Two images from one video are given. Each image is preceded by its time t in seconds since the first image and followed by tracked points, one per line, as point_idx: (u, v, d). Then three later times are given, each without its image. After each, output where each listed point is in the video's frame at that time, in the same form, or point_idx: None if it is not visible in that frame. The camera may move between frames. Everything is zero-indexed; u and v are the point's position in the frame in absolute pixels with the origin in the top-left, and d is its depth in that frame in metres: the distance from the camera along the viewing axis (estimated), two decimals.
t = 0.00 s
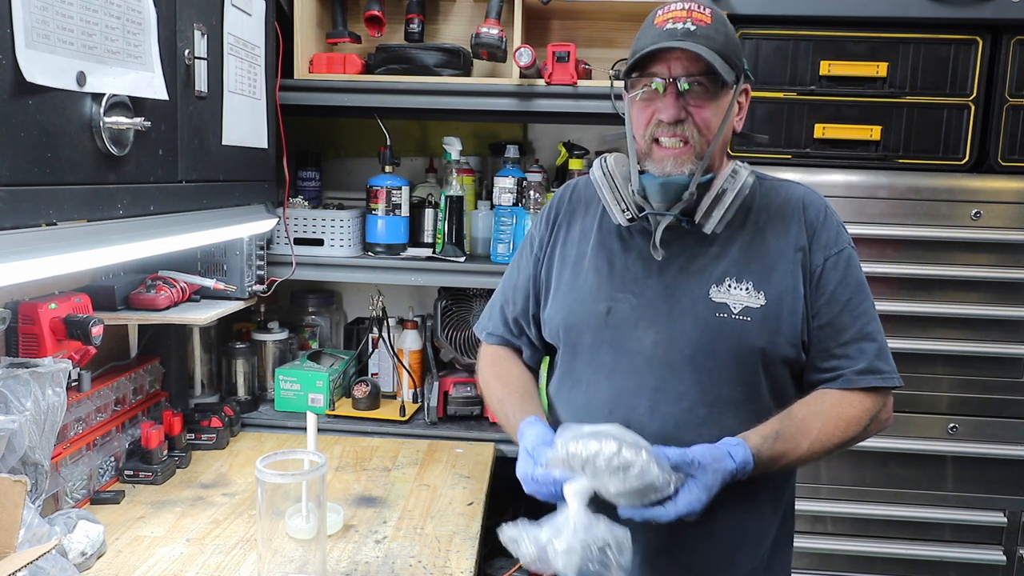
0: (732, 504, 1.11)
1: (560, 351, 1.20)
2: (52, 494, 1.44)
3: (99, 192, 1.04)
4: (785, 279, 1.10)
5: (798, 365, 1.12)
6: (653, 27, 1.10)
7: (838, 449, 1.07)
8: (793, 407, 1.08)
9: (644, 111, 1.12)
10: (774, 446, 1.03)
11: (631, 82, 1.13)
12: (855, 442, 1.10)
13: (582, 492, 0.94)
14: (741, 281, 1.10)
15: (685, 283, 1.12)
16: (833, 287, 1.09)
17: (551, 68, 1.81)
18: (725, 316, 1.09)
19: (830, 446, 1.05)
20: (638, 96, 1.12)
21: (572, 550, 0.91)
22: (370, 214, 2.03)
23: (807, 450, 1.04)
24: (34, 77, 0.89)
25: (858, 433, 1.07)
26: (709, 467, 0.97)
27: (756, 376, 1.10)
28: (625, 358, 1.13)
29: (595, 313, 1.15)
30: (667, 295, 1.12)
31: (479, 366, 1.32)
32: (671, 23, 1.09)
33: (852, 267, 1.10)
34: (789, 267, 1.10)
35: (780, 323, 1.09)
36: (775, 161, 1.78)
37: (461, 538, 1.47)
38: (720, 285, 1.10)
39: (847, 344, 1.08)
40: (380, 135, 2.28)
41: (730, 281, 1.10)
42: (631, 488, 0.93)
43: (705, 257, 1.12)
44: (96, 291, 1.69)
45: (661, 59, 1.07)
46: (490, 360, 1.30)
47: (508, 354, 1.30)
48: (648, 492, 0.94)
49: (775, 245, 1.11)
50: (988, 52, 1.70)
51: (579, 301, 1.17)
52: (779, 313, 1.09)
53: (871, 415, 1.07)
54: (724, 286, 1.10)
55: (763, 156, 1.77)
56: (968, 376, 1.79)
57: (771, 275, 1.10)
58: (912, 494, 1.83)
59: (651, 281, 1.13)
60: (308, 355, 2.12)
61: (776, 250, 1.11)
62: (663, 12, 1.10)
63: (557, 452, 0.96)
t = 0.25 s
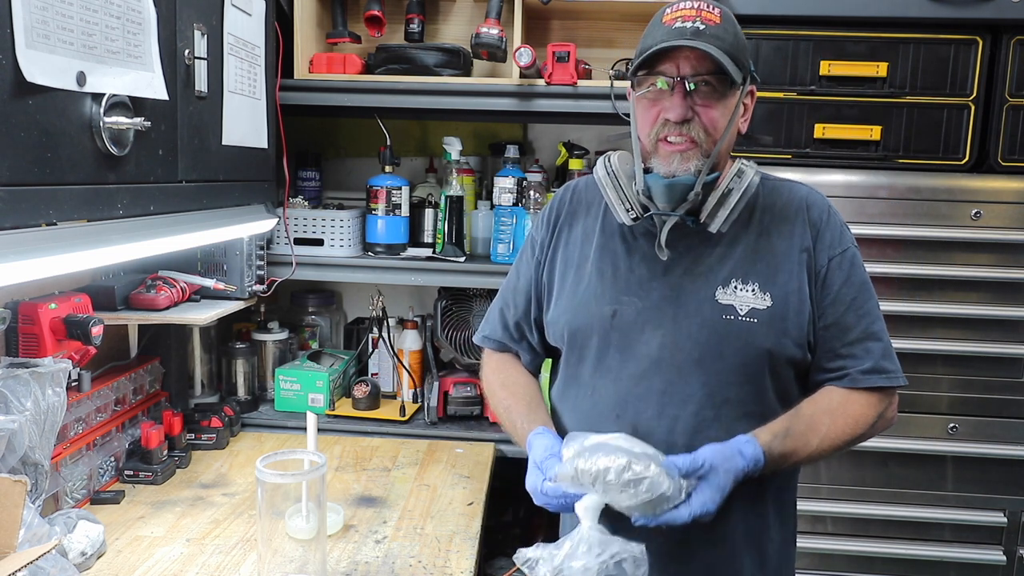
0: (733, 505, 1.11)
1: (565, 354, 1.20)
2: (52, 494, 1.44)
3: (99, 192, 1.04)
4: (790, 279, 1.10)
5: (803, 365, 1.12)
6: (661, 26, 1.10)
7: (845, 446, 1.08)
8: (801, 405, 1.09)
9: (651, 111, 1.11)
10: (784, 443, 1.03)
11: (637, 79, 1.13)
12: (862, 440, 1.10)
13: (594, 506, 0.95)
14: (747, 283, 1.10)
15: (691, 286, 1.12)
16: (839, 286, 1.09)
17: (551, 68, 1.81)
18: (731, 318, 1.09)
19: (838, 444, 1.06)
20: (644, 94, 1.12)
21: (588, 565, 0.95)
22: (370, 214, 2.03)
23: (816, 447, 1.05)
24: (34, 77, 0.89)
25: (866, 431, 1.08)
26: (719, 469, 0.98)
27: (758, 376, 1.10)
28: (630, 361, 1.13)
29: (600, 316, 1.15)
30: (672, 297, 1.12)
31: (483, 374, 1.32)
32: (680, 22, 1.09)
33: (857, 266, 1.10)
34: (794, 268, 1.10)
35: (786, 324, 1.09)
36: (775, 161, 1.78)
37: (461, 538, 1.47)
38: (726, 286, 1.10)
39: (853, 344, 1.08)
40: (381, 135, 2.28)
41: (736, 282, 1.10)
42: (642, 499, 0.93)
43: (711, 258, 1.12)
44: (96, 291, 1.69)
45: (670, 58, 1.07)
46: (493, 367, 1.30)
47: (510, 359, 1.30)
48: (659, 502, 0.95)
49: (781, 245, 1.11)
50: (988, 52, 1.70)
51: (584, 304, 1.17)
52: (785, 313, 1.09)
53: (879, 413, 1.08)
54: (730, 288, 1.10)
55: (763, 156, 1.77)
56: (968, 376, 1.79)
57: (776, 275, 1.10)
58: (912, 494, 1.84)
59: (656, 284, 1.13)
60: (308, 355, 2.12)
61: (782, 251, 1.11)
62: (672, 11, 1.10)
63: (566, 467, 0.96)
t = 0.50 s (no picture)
0: (735, 505, 1.11)
1: (568, 354, 1.20)
2: (52, 494, 1.44)
3: (99, 192, 1.04)
4: (795, 280, 1.10)
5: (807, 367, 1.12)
6: (665, 26, 1.10)
7: (851, 447, 1.08)
8: (806, 405, 1.09)
9: (656, 113, 1.12)
10: (790, 441, 1.03)
11: (641, 80, 1.13)
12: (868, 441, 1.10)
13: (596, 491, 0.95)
14: (751, 283, 1.10)
15: (695, 286, 1.11)
16: (843, 288, 1.09)
17: (551, 68, 1.81)
18: (735, 318, 1.09)
19: (845, 443, 1.06)
20: (649, 96, 1.12)
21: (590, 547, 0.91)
22: (370, 215, 2.03)
23: (823, 446, 1.05)
24: (34, 77, 0.89)
25: (872, 431, 1.08)
26: (722, 462, 0.98)
27: (759, 377, 1.10)
28: (633, 361, 1.13)
29: (603, 316, 1.15)
30: (676, 297, 1.12)
31: (486, 372, 1.32)
32: (683, 21, 1.09)
33: (862, 267, 1.10)
34: (799, 268, 1.10)
35: (790, 325, 1.09)
36: (775, 161, 1.78)
37: (461, 538, 1.47)
38: (730, 287, 1.10)
39: (858, 345, 1.09)
40: (381, 135, 2.28)
41: (740, 283, 1.10)
42: (642, 482, 0.95)
43: (715, 259, 1.12)
44: (96, 290, 1.68)
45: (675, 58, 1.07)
46: (496, 364, 1.30)
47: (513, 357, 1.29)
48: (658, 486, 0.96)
49: (785, 246, 1.11)
50: (988, 52, 1.70)
51: (587, 304, 1.17)
52: (790, 314, 1.09)
53: (883, 412, 1.08)
54: (734, 288, 1.10)
55: (763, 156, 1.77)
56: (968, 376, 1.79)
57: (781, 276, 1.10)
58: (912, 494, 1.84)
59: (660, 283, 1.13)
60: (308, 355, 2.12)
61: (786, 251, 1.11)
62: (675, 10, 1.10)
63: (566, 453, 0.97)
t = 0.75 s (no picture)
0: (734, 505, 1.11)
1: (570, 354, 1.20)
2: (52, 494, 1.44)
3: (99, 192, 1.04)
4: (797, 282, 1.10)
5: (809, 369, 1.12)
6: (668, 27, 1.10)
7: (851, 450, 1.08)
8: (807, 406, 1.09)
9: (657, 114, 1.11)
10: (789, 442, 1.04)
11: (643, 80, 1.13)
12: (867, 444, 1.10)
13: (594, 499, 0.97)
14: (752, 285, 1.10)
15: (696, 288, 1.12)
16: (846, 290, 1.09)
17: (551, 68, 1.81)
18: (736, 320, 1.09)
19: (844, 446, 1.06)
20: (650, 96, 1.12)
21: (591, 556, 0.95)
22: (370, 215, 2.03)
23: (822, 447, 1.05)
24: (34, 77, 0.89)
25: (872, 434, 1.08)
26: (719, 463, 0.98)
27: (759, 377, 1.10)
28: (634, 362, 1.13)
29: (604, 316, 1.15)
30: (678, 298, 1.12)
31: (488, 371, 1.32)
32: (686, 22, 1.08)
33: (865, 270, 1.10)
34: (801, 270, 1.10)
35: (791, 327, 1.09)
36: (775, 161, 1.77)
37: (461, 538, 1.47)
38: (732, 288, 1.10)
39: (860, 348, 1.09)
40: (381, 135, 2.28)
41: (742, 284, 1.10)
42: (639, 489, 0.95)
43: (717, 260, 1.12)
44: (96, 290, 1.68)
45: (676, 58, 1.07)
46: (499, 364, 1.31)
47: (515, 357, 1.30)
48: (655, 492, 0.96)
49: (788, 248, 1.11)
50: (988, 52, 1.70)
51: (589, 304, 1.17)
52: (791, 316, 1.09)
53: (884, 416, 1.08)
54: (736, 290, 1.10)
55: (763, 156, 1.77)
56: (968, 376, 1.79)
57: (783, 278, 1.10)
58: (912, 494, 1.84)
59: (662, 284, 1.13)
60: (308, 355, 2.12)
61: (788, 253, 1.11)
62: (678, 11, 1.10)
63: (564, 462, 0.98)
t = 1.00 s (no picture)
0: (734, 505, 1.11)
1: (569, 353, 1.20)
2: (52, 494, 1.44)
3: (99, 192, 1.04)
4: (796, 283, 1.10)
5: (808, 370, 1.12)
6: (668, 26, 1.10)
7: (850, 450, 1.08)
8: (806, 407, 1.09)
9: (657, 113, 1.11)
10: (788, 443, 1.03)
11: (643, 80, 1.13)
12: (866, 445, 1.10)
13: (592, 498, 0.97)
14: (752, 285, 1.10)
15: (696, 288, 1.11)
16: (845, 290, 1.09)
17: (551, 68, 1.81)
18: (736, 320, 1.09)
19: (843, 447, 1.06)
20: (650, 96, 1.12)
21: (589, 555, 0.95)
22: (370, 215, 2.03)
23: (821, 448, 1.05)
24: (34, 77, 0.89)
25: (871, 435, 1.08)
26: (717, 463, 0.98)
27: (758, 377, 1.10)
28: (633, 362, 1.13)
29: (604, 316, 1.15)
30: (677, 298, 1.12)
31: (489, 372, 1.32)
32: (686, 22, 1.09)
33: (865, 270, 1.10)
34: (801, 270, 1.10)
35: (791, 327, 1.09)
36: (775, 161, 1.77)
37: (461, 538, 1.47)
38: (731, 288, 1.10)
39: (859, 348, 1.08)
40: (381, 135, 2.28)
41: (741, 285, 1.10)
42: (638, 489, 0.94)
43: (717, 260, 1.12)
44: (96, 290, 1.68)
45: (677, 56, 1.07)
46: (499, 364, 1.31)
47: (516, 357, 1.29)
48: (653, 492, 0.96)
49: (787, 248, 1.11)
50: (988, 52, 1.70)
51: (588, 304, 1.17)
52: (791, 316, 1.09)
53: (882, 417, 1.08)
54: (735, 290, 1.10)
55: (763, 156, 1.77)
56: (968, 376, 1.79)
57: (783, 278, 1.10)
58: (912, 493, 1.84)
59: (661, 284, 1.13)
60: (308, 355, 2.12)
61: (788, 253, 1.11)
62: (678, 11, 1.10)
63: (562, 462, 0.98)
